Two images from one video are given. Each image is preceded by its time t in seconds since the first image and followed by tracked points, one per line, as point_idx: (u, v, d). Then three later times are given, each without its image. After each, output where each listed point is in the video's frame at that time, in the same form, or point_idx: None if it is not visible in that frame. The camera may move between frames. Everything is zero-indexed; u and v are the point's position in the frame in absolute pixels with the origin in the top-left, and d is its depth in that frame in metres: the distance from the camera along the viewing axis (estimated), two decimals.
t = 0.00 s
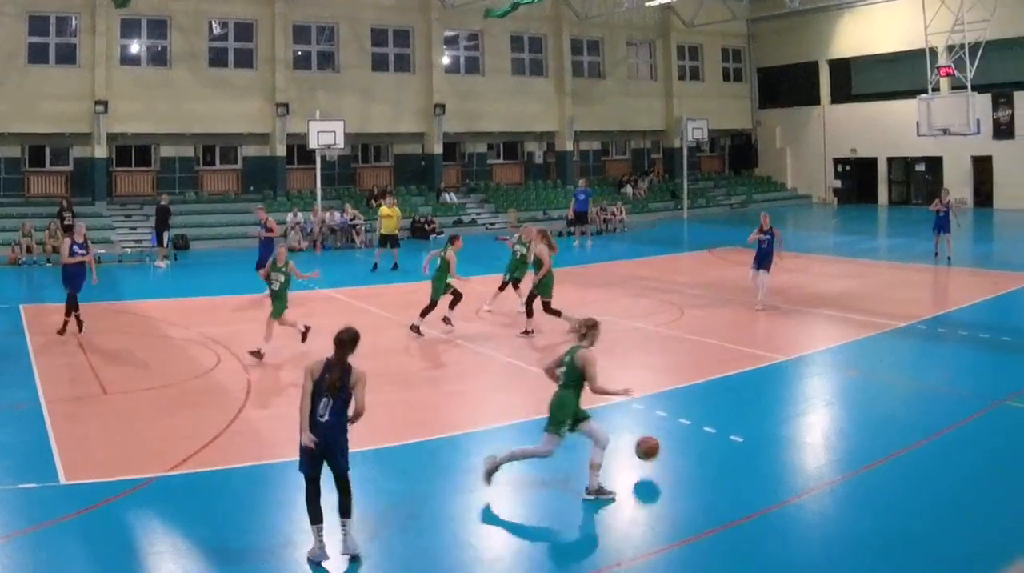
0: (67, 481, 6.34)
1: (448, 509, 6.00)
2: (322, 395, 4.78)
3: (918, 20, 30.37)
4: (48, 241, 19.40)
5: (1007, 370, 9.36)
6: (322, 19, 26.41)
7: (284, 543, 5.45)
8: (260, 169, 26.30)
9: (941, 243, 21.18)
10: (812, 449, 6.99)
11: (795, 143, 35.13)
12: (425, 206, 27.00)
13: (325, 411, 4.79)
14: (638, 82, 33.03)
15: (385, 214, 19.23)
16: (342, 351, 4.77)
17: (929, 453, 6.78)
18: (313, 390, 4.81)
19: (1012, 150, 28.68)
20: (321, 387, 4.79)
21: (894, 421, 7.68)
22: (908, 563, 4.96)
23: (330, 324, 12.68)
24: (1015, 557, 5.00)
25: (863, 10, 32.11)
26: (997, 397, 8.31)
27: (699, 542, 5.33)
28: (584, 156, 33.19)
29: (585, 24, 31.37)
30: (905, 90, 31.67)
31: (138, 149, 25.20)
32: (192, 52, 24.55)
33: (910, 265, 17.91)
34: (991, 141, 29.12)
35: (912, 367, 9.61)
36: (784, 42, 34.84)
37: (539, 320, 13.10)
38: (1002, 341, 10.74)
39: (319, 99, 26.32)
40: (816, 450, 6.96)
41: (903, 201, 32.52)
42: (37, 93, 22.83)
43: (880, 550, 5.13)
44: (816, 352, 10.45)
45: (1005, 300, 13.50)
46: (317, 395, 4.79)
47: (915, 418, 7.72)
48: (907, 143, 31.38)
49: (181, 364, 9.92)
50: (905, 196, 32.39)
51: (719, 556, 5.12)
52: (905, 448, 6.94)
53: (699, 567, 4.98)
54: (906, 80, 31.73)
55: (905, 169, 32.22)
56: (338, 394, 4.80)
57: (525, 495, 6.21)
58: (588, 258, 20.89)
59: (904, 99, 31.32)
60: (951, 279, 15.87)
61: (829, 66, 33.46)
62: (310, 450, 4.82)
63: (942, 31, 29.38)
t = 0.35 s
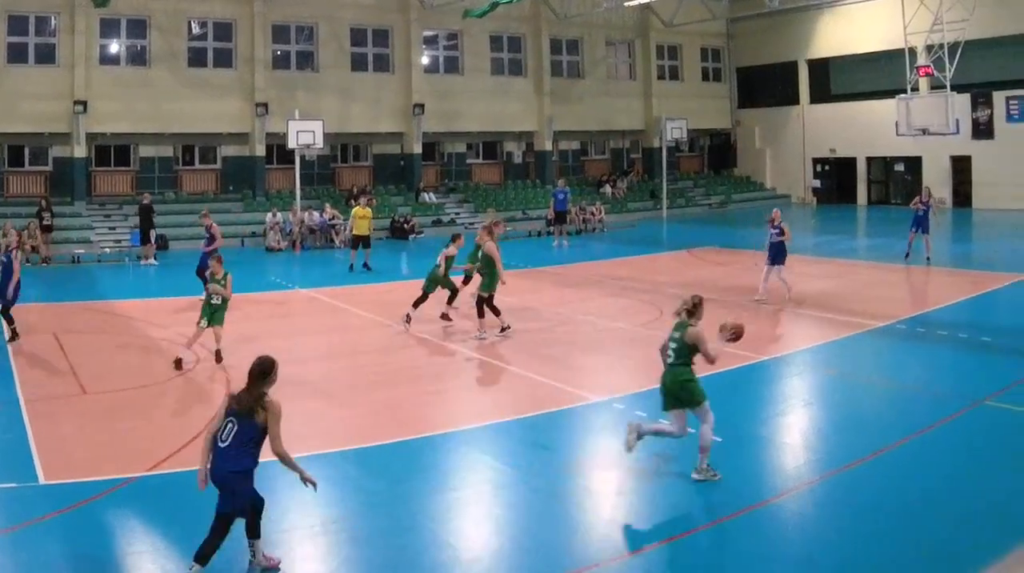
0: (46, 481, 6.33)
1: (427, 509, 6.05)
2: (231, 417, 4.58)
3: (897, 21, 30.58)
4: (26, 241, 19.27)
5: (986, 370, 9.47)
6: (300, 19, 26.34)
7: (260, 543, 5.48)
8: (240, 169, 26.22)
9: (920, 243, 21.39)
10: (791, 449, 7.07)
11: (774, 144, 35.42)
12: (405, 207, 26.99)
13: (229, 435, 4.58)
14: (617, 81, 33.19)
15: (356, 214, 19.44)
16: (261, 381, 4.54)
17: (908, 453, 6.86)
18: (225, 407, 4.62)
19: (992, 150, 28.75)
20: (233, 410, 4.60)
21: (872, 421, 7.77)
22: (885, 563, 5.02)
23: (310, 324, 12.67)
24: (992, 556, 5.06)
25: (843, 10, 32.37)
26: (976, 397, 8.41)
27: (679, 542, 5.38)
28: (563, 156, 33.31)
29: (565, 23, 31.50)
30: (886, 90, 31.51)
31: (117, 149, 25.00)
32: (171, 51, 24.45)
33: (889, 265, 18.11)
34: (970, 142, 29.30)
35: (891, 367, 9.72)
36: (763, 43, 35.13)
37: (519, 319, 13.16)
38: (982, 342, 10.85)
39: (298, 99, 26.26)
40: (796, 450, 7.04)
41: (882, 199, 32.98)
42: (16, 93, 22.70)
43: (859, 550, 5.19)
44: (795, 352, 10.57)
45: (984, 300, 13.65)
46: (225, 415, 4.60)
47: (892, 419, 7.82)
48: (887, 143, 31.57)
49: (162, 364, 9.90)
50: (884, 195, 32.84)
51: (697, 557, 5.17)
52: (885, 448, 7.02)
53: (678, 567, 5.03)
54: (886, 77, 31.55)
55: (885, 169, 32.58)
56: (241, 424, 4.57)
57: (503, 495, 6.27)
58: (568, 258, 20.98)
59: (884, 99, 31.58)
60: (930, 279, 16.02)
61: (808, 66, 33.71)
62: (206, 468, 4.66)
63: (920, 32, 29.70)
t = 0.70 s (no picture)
0: (26, 481, 6.33)
1: (406, 509, 6.10)
2: (167, 415, 4.60)
3: (878, 22, 30.77)
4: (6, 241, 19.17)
5: (966, 369, 9.56)
6: (280, 19, 26.28)
7: (241, 544, 5.52)
8: (221, 170, 26.08)
9: (899, 243, 21.61)
10: (770, 448, 7.16)
11: (755, 144, 35.67)
12: (386, 207, 26.99)
13: (165, 433, 4.59)
14: (598, 81, 33.33)
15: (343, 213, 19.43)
16: (196, 375, 4.59)
17: (887, 452, 6.95)
18: (164, 407, 4.66)
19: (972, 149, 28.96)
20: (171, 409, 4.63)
21: (851, 420, 7.86)
22: (864, 562, 5.08)
23: (290, 324, 12.68)
24: (967, 553, 5.15)
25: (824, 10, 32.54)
26: (955, 396, 8.51)
27: (659, 542, 5.44)
28: (544, 156, 33.45)
29: (545, 23, 31.60)
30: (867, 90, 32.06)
31: (98, 149, 24.89)
32: (153, 52, 24.39)
33: (868, 265, 18.31)
34: (950, 141, 29.46)
35: (871, 367, 9.82)
36: (743, 43, 35.36)
37: (501, 319, 13.23)
38: (962, 341, 10.96)
39: (278, 99, 26.20)
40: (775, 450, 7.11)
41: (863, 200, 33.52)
42: None
43: (837, 548, 5.26)
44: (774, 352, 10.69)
45: (963, 300, 13.80)
46: (163, 414, 4.63)
47: (871, 418, 7.91)
48: (867, 142, 31.77)
49: (141, 364, 9.89)
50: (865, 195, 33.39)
51: (676, 556, 5.23)
52: (863, 447, 7.11)
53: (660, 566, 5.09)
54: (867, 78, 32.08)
55: (865, 169, 33.10)
56: (176, 421, 4.57)
57: (482, 495, 6.33)
58: (549, 258, 21.08)
59: (864, 99, 31.82)
60: (910, 279, 16.18)
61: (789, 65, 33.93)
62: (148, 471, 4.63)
63: (900, 32, 29.82)
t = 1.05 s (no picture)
0: (5, 481, 6.33)
1: (385, 509, 6.15)
2: (121, 412, 4.64)
3: (857, 22, 30.96)
4: None
5: (941, 368, 9.70)
6: (260, 19, 26.23)
7: (219, 544, 5.55)
8: (200, 169, 26.05)
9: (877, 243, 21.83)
10: (749, 448, 7.23)
11: (733, 144, 35.92)
12: (365, 207, 26.94)
13: (122, 431, 4.65)
14: (577, 81, 33.45)
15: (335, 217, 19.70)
16: (143, 373, 4.60)
17: (866, 450, 7.02)
18: (119, 405, 4.70)
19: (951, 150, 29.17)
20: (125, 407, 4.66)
21: (826, 418, 7.98)
22: (839, 559, 5.16)
23: (270, 324, 12.68)
24: (940, 548, 5.22)
25: (803, 10, 32.75)
26: (933, 395, 8.58)
27: (637, 541, 5.50)
28: (523, 156, 33.55)
29: (524, 23, 31.67)
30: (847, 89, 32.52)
31: (77, 148, 24.84)
32: (131, 52, 24.30)
33: (847, 265, 18.50)
34: (930, 141, 29.65)
35: (848, 366, 9.93)
36: (722, 44, 35.60)
37: (481, 319, 13.30)
38: (942, 341, 11.02)
39: (257, 99, 26.14)
40: (752, 448, 7.21)
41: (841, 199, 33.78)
42: None
43: (814, 546, 5.33)
44: (752, 352, 10.81)
45: (943, 300, 13.91)
46: (118, 413, 4.67)
47: (845, 416, 8.03)
48: (847, 142, 31.99)
49: (120, 364, 9.87)
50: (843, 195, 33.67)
51: (654, 554, 5.29)
52: (838, 445, 7.22)
53: (638, 565, 5.15)
54: (848, 78, 32.55)
55: (845, 169, 33.11)
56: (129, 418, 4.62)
57: (461, 495, 6.38)
58: (529, 258, 21.16)
59: (844, 99, 32.03)
60: (886, 279, 16.37)
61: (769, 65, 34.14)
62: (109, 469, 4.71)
63: (880, 32, 29.91)
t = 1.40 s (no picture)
0: None
1: (364, 509, 6.20)
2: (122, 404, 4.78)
3: (836, 21, 31.13)
4: None
5: (917, 367, 9.85)
6: (239, 19, 26.23)
7: (196, 544, 5.57)
8: (179, 170, 25.93)
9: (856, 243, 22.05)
10: (726, 448, 7.33)
11: (712, 144, 36.18)
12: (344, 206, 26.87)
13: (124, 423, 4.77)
14: (557, 81, 33.58)
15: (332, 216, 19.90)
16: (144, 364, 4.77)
17: (840, 450, 7.15)
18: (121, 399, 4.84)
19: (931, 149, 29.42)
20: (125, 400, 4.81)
21: (803, 418, 8.10)
22: (814, 555, 5.27)
23: (250, 324, 12.67)
24: (913, 546, 5.32)
25: (782, 10, 32.92)
26: (906, 394, 8.74)
27: (616, 540, 5.58)
28: (502, 156, 33.65)
29: (504, 23, 31.75)
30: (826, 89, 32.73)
31: (57, 148, 24.81)
32: (111, 52, 24.31)
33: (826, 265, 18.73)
34: (910, 141, 29.89)
35: (825, 366, 10.07)
36: (702, 43, 35.81)
37: (462, 319, 13.37)
38: (921, 341, 11.15)
39: (236, 99, 26.12)
40: (729, 448, 7.32)
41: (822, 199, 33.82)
42: None
43: (790, 545, 5.42)
44: (731, 352, 10.94)
45: (922, 300, 14.09)
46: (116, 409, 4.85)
47: (821, 415, 8.16)
48: (826, 142, 32.23)
49: (99, 363, 9.85)
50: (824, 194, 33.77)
51: (632, 554, 5.37)
52: (812, 444, 7.35)
53: (617, 565, 5.22)
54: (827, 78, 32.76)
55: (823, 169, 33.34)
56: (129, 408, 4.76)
57: (440, 495, 6.44)
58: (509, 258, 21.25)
59: (822, 99, 32.28)
60: (864, 278, 16.56)
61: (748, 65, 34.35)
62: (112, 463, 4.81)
63: (859, 31, 30.12)
